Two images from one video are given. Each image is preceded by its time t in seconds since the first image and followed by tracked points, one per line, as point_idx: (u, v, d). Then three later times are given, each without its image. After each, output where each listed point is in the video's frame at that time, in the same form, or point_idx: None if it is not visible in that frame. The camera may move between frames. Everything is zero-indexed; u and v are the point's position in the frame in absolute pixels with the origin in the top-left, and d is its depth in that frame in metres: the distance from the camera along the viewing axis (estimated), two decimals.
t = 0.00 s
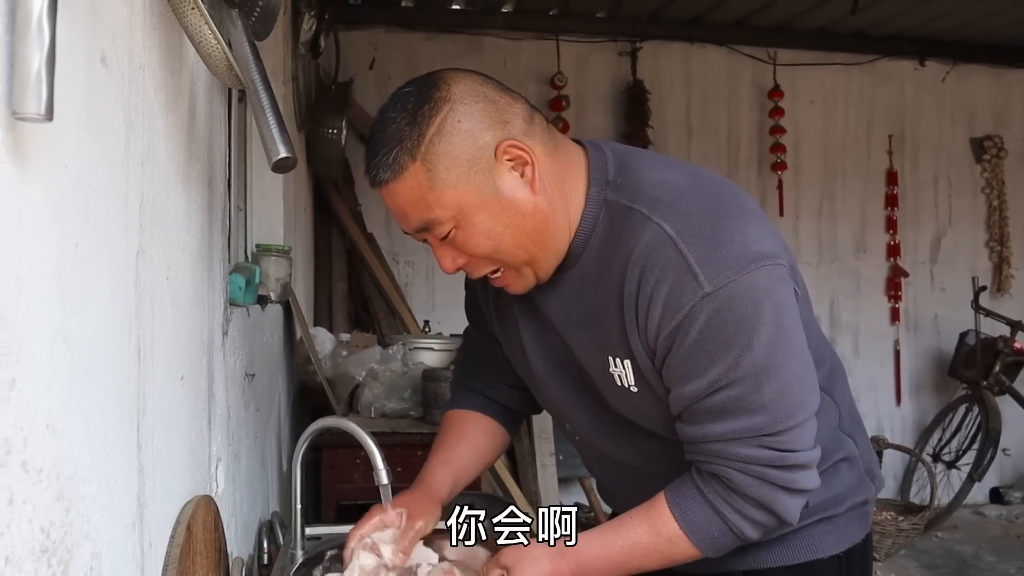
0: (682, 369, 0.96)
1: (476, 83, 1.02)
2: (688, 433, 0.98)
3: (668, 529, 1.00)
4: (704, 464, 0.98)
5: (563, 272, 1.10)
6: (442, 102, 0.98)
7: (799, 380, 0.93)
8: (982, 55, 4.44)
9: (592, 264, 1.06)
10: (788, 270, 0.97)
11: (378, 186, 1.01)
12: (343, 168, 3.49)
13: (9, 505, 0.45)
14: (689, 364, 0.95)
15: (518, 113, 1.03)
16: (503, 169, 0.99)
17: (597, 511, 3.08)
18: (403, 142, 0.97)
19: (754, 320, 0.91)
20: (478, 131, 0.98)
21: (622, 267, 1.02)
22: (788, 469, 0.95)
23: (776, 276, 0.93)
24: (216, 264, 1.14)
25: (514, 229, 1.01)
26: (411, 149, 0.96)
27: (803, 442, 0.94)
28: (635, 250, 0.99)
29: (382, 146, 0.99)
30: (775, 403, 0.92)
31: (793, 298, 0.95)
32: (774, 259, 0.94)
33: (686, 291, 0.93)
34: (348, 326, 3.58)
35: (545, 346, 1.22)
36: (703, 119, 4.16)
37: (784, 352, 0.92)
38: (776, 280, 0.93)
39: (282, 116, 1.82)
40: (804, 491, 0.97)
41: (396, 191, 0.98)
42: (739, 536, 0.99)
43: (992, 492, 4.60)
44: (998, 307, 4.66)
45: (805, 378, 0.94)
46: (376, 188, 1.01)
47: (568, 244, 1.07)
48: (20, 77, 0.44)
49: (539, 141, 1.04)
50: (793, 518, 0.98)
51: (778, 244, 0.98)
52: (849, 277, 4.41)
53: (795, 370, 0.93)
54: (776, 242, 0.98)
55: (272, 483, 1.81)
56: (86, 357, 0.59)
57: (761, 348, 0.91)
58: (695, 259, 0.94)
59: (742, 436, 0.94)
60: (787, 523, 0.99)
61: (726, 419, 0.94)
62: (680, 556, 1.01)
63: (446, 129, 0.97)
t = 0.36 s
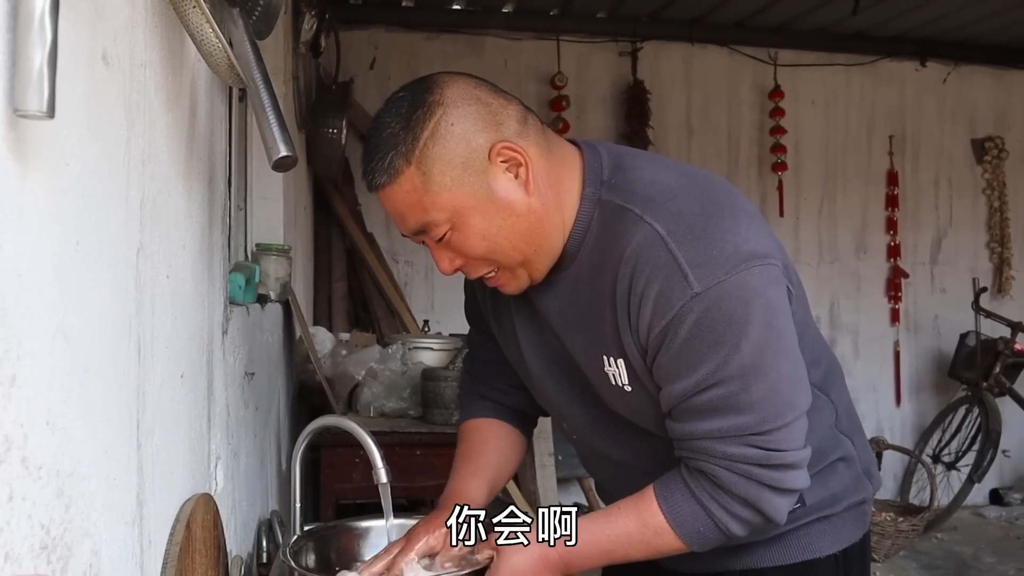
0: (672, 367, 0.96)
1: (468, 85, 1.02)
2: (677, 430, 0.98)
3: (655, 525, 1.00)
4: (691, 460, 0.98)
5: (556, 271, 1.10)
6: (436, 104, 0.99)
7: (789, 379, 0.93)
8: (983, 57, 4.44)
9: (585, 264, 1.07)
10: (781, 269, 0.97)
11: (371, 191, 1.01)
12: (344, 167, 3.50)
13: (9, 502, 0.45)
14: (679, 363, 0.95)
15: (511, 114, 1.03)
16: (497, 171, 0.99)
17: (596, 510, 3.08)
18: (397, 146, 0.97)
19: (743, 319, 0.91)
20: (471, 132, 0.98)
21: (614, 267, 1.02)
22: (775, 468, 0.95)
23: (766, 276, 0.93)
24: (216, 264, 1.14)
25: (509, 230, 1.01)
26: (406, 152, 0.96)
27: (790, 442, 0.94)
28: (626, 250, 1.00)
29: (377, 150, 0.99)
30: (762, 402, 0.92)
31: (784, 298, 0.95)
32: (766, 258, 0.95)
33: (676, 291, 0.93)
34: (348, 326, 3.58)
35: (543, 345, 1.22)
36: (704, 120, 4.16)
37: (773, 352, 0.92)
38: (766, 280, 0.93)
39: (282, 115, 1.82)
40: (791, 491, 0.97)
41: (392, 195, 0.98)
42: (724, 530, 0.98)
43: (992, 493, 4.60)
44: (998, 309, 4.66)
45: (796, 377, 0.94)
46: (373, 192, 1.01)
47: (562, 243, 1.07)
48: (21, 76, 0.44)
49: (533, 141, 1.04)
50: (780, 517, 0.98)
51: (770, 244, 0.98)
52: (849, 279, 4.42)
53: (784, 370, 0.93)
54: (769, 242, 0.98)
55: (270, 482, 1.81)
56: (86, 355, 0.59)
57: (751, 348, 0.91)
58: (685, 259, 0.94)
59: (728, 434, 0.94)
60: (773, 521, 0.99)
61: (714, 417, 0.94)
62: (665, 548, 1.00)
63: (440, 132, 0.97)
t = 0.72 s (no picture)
0: (686, 359, 0.95)
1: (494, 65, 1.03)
2: (693, 422, 0.97)
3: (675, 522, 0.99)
4: (709, 453, 0.97)
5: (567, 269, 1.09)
6: (465, 72, 0.99)
7: (803, 368, 0.92)
8: (986, 57, 4.43)
9: (593, 257, 1.06)
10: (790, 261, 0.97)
11: (392, 152, 0.97)
12: (345, 166, 3.49)
13: (8, 505, 0.44)
14: (694, 354, 0.94)
15: (534, 97, 1.04)
16: (525, 137, 0.98)
17: (598, 510, 3.08)
18: (427, 103, 0.95)
19: (757, 309, 0.90)
20: (501, 99, 0.98)
21: (623, 259, 1.02)
22: (793, 458, 0.94)
23: (778, 266, 0.93)
24: (219, 263, 1.13)
25: (531, 199, 0.98)
26: (439, 106, 0.94)
27: (808, 429, 0.93)
28: (637, 242, 0.99)
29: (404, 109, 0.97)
30: (780, 391, 0.91)
31: (795, 289, 0.95)
32: (776, 248, 0.94)
33: (690, 281, 0.93)
34: (350, 325, 3.57)
35: (548, 345, 1.22)
36: (706, 119, 4.15)
37: (788, 340, 0.91)
38: (778, 270, 0.92)
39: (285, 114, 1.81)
40: (810, 480, 0.96)
41: (417, 149, 0.94)
42: (744, 523, 0.97)
43: (994, 495, 4.59)
44: (1000, 309, 4.65)
45: (810, 365, 0.93)
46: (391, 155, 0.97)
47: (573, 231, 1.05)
48: (22, 74, 0.43)
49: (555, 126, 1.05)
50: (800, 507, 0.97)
51: (779, 236, 0.98)
52: (851, 279, 4.40)
53: (799, 358, 0.92)
54: (777, 234, 0.98)
55: (273, 483, 1.80)
56: (87, 357, 0.58)
57: (766, 336, 0.90)
58: (696, 249, 0.94)
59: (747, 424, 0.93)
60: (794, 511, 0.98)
61: (731, 408, 0.93)
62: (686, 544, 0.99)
63: (472, 93, 0.96)
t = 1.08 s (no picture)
0: (679, 343, 0.93)
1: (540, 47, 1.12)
2: (684, 410, 0.95)
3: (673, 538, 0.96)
4: (699, 444, 0.95)
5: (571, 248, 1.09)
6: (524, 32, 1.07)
7: (795, 354, 0.90)
8: (988, 58, 4.42)
9: (595, 243, 1.07)
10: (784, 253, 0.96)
11: (449, 78, 1.00)
12: (345, 167, 3.49)
13: None
14: (686, 337, 0.92)
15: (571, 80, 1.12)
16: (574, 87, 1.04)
17: (598, 512, 3.07)
18: (494, 36, 1.02)
19: (748, 292, 0.88)
20: (557, 52, 1.05)
21: (620, 243, 1.01)
22: (784, 445, 0.91)
23: (772, 253, 0.91)
24: (216, 264, 1.13)
25: (580, 144, 1.02)
26: (504, 38, 1.01)
27: (800, 416, 0.91)
28: (632, 226, 0.99)
29: (467, 40, 1.02)
30: (770, 376, 0.89)
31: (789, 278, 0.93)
32: (771, 237, 0.93)
33: (683, 263, 0.91)
34: (349, 326, 3.57)
35: (546, 338, 1.22)
36: (707, 120, 4.15)
37: (779, 325, 0.89)
38: (771, 256, 0.91)
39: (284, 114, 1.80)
40: (802, 469, 0.93)
41: (481, 70, 0.99)
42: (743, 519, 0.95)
43: (996, 496, 4.58)
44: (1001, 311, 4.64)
45: (803, 354, 0.91)
46: (451, 80, 1.00)
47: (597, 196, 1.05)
48: (14, 72, 0.43)
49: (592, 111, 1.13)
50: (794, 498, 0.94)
51: (775, 227, 0.96)
52: (852, 280, 4.40)
53: (791, 344, 0.90)
54: (774, 225, 0.96)
55: (271, 485, 1.80)
56: (81, 359, 0.58)
57: (757, 320, 0.88)
58: (691, 232, 0.92)
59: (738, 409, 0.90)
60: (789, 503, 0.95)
61: (722, 393, 0.91)
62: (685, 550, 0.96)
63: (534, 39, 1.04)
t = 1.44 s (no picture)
0: (659, 318, 0.91)
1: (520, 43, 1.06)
2: (651, 386, 0.91)
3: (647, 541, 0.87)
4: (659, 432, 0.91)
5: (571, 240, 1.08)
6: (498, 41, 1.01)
7: (773, 339, 0.86)
8: (984, 57, 4.42)
9: (594, 238, 1.05)
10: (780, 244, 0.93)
11: (424, 108, 0.98)
12: (341, 169, 3.48)
13: None
14: (664, 310, 0.90)
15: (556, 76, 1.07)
16: (552, 104, 1.00)
17: (596, 513, 3.06)
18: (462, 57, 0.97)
19: (733, 268, 0.86)
20: (531, 65, 0.99)
21: (616, 229, 1.00)
22: (744, 425, 0.85)
23: (764, 239, 0.89)
24: (209, 267, 1.12)
25: (556, 165, 1.00)
26: (474, 66, 0.96)
27: (764, 398, 0.85)
28: (630, 211, 0.98)
29: (439, 66, 0.98)
30: (742, 351, 0.85)
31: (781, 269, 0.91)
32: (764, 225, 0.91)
33: (673, 240, 0.90)
34: (346, 328, 3.56)
35: (543, 336, 1.20)
36: (704, 120, 4.14)
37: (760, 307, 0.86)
38: (762, 242, 0.89)
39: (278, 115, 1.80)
40: (768, 462, 0.86)
41: (451, 107, 0.95)
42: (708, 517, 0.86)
43: (994, 496, 4.58)
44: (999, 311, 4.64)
45: (784, 341, 0.86)
46: (424, 113, 0.98)
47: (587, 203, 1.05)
48: None
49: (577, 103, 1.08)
50: (759, 496, 0.86)
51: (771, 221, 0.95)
52: (850, 280, 4.39)
53: (773, 331, 0.86)
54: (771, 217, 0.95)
55: (267, 488, 1.79)
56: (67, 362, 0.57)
57: (738, 296, 0.85)
58: (685, 213, 0.92)
59: (700, 382, 0.86)
60: (754, 502, 0.86)
61: (688, 368, 0.87)
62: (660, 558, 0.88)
63: (507, 56, 0.98)
